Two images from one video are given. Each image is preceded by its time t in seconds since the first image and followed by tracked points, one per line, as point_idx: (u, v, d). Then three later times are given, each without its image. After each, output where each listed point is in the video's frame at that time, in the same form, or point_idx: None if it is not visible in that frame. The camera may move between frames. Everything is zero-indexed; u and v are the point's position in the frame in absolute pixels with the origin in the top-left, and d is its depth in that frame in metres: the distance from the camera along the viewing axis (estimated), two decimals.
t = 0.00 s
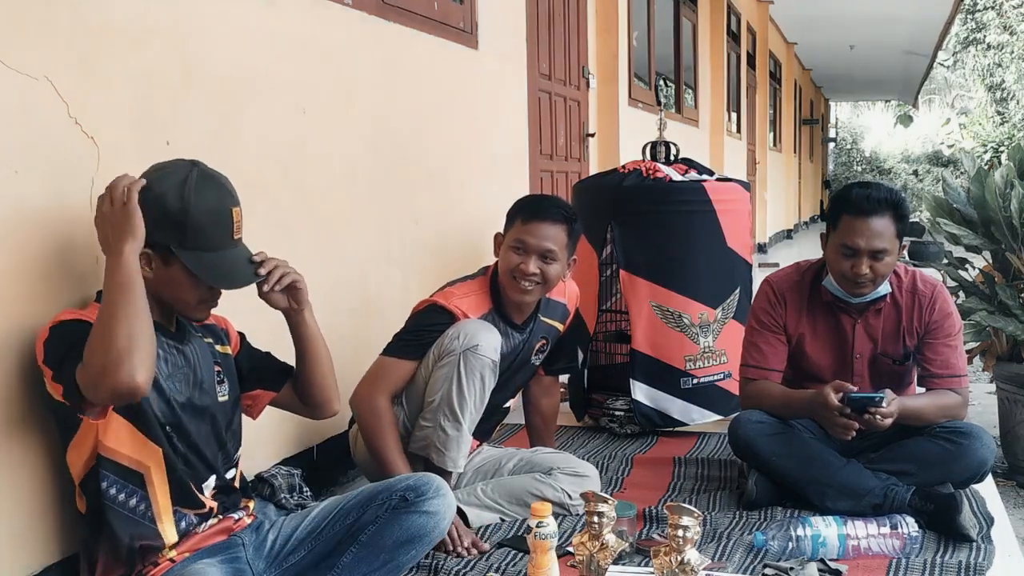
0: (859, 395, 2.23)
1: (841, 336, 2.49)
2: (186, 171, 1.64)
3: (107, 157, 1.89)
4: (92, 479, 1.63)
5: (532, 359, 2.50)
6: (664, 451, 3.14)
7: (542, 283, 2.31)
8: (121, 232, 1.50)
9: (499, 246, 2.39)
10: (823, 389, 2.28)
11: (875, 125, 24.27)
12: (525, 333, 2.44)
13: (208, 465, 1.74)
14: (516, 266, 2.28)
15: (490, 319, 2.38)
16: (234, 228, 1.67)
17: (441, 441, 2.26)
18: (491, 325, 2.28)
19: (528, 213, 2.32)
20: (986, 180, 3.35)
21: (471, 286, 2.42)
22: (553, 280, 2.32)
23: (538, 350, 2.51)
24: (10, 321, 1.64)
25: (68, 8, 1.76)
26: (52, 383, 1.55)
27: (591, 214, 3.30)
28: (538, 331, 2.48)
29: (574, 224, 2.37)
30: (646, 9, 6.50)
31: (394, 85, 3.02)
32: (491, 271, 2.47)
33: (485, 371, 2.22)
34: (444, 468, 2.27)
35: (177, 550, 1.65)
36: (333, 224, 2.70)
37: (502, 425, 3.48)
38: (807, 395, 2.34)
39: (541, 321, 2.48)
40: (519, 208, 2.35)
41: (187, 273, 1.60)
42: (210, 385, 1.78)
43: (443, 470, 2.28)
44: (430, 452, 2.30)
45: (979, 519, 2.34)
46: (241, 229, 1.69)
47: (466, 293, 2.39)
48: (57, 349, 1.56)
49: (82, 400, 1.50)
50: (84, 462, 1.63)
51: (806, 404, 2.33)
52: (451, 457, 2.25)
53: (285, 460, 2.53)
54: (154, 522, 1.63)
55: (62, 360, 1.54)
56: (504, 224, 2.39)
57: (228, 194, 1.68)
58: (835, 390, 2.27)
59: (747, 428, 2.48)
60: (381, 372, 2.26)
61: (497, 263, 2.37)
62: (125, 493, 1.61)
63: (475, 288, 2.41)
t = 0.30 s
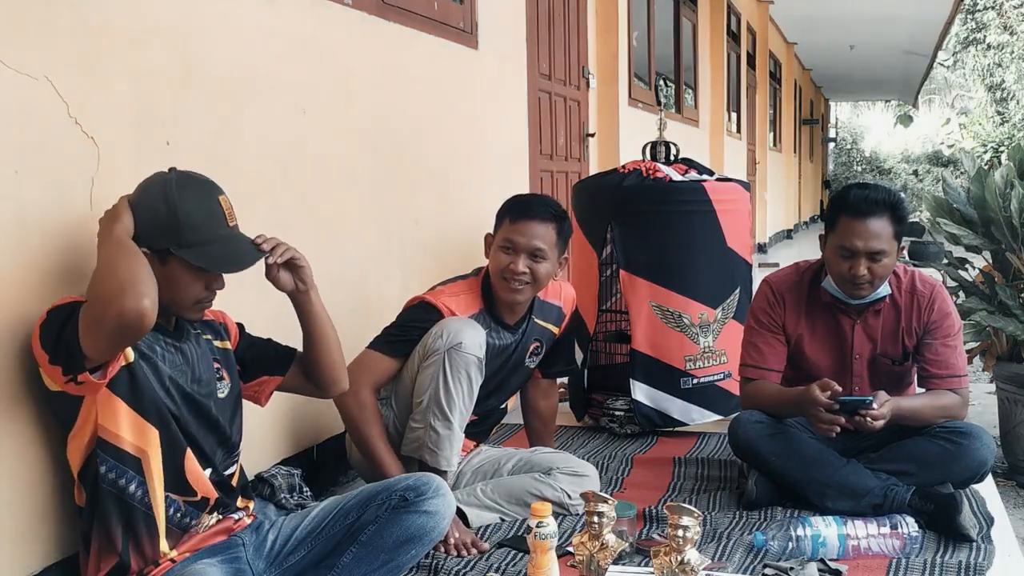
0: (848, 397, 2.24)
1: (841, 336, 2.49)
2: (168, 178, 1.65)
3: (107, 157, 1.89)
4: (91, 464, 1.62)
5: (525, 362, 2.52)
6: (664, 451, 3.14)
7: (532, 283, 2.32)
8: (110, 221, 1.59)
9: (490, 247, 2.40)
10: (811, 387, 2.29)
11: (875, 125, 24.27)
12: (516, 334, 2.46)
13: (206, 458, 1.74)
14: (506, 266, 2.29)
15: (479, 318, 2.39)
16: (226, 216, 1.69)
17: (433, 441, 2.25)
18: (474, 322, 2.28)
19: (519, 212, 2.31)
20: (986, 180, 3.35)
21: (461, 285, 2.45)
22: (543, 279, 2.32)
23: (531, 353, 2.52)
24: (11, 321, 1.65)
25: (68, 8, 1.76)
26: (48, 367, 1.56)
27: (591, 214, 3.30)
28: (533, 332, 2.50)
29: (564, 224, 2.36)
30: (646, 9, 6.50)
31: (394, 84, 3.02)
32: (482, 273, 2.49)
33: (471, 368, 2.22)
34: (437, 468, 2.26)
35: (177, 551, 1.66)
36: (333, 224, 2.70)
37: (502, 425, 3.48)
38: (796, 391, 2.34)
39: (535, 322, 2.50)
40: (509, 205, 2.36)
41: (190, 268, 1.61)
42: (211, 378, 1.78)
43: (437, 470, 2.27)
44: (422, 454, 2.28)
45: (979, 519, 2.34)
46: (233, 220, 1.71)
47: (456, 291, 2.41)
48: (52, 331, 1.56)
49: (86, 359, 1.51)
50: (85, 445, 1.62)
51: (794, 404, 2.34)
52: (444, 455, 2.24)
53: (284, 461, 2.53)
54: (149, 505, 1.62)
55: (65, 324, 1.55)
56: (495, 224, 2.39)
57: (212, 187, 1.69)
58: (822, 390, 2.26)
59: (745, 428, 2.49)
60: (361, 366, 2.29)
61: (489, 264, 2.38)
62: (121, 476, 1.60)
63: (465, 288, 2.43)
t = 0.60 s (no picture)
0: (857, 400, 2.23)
1: (840, 337, 2.48)
2: (157, 177, 1.67)
3: (108, 157, 1.89)
4: (91, 466, 1.61)
5: (524, 361, 2.51)
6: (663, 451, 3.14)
7: (528, 283, 2.31)
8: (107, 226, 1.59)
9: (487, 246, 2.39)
10: (817, 389, 2.28)
11: (875, 125, 24.26)
12: (514, 333, 2.45)
13: (207, 460, 1.74)
14: (503, 265, 2.28)
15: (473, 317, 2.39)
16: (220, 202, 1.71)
17: (431, 441, 2.25)
18: (469, 321, 2.28)
19: (517, 212, 2.31)
20: (986, 180, 3.36)
21: (456, 286, 2.44)
22: (539, 278, 2.32)
23: (530, 353, 2.52)
24: (11, 321, 1.65)
25: (68, 8, 1.76)
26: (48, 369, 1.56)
27: (591, 214, 3.30)
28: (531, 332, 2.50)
29: (562, 222, 2.36)
30: (645, 9, 6.51)
31: (394, 84, 3.02)
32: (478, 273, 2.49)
33: (466, 367, 2.21)
34: (435, 467, 2.26)
35: (177, 551, 1.66)
36: (333, 224, 2.70)
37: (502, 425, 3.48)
38: (798, 391, 2.34)
39: (533, 324, 2.50)
40: (506, 205, 2.36)
41: (193, 256, 1.63)
42: (210, 379, 1.79)
43: (435, 469, 2.26)
44: (420, 454, 2.28)
45: (979, 519, 2.34)
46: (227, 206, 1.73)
47: (449, 292, 2.41)
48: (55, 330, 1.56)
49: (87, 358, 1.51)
50: (85, 447, 1.61)
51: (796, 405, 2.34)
52: (441, 454, 2.24)
53: (285, 460, 2.53)
54: (146, 509, 1.63)
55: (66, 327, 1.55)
56: (493, 224, 2.38)
57: (200, 177, 1.71)
58: (828, 392, 2.26)
59: (746, 428, 2.49)
60: (362, 372, 2.30)
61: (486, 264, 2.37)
62: (120, 479, 1.60)
63: (460, 288, 2.43)
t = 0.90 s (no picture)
0: (864, 399, 2.23)
1: (841, 337, 2.48)
2: (140, 169, 1.69)
3: (108, 157, 1.89)
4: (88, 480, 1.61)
5: (522, 361, 2.51)
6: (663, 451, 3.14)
7: (524, 282, 2.31)
8: (103, 251, 1.56)
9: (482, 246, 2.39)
10: (828, 392, 2.28)
11: (875, 125, 24.26)
12: (511, 332, 2.45)
13: (207, 466, 1.75)
14: (498, 264, 2.29)
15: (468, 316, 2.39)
16: (195, 180, 1.70)
17: (430, 440, 2.25)
18: (467, 321, 2.28)
19: (512, 211, 2.31)
20: (986, 180, 3.35)
21: (451, 286, 2.44)
22: (536, 278, 2.32)
23: (527, 353, 2.51)
24: (10, 322, 1.65)
25: (68, 9, 1.76)
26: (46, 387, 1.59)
27: (591, 214, 3.30)
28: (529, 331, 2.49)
29: (558, 221, 2.37)
30: (646, 9, 6.51)
31: (394, 84, 3.02)
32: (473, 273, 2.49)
33: (465, 366, 2.21)
34: (434, 467, 2.26)
35: (177, 550, 1.65)
36: (333, 224, 2.70)
37: (502, 425, 3.48)
38: (805, 396, 2.34)
39: (531, 324, 2.50)
40: (501, 204, 2.36)
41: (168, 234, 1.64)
42: (211, 381, 1.80)
43: (435, 469, 2.27)
44: (420, 455, 2.27)
45: (979, 519, 2.34)
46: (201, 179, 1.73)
47: (445, 292, 2.41)
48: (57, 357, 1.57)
49: (77, 412, 1.53)
50: (82, 464, 1.61)
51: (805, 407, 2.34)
52: (441, 454, 2.25)
53: (285, 461, 2.53)
54: (150, 524, 1.64)
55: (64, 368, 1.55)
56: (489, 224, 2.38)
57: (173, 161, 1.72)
58: (840, 396, 2.26)
59: (747, 428, 2.48)
60: (362, 375, 2.31)
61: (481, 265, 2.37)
62: (121, 497, 1.61)
63: (455, 288, 2.43)
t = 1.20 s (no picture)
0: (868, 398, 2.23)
1: (841, 337, 2.48)
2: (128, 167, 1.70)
3: (108, 157, 1.89)
4: (90, 483, 1.61)
5: (514, 360, 2.52)
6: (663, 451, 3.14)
7: (512, 281, 2.31)
8: (136, 250, 1.56)
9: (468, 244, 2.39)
10: (828, 391, 2.28)
11: (875, 125, 24.26)
12: (500, 330, 2.45)
13: (206, 467, 1.75)
14: (485, 264, 2.29)
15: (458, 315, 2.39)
16: (181, 175, 1.69)
17: (427, 440, 2.24)
18: (459, 320, 2.28)
19: (499, 211, 2.31)
20: (986, 180, 3.35)
21: (439, 286, 2.44)
22: (524, 276, 2.32)
23: (518, 350, 2.52)
24: (11, 322, 1.65)
25: (67, 9, 1.76)
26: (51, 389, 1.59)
27: (591, 214, 3.30)
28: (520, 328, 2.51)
29: (545, 219, 2.37)
30: (645, 9, 6.50)
31: (394, 84, 3.02)
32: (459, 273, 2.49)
33: (459, 365, 2.21)
34: (433, 467, 2.25)
35: (177, 550, 1.65)
36: (333, 224, 2.70)
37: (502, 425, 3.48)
38: (805, 395, 2.35)
39: (520, 322, 2.51)
40: (487, 203, 2.36)
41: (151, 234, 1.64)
42: (211, 381, 1.80)
43: (433, 469, 2.25)
44: (418, 456, 2.27)
45: (979, 519, 2.34)
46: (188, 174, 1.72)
47: (433, 293, 2.41)
48: (61, 360, 1.58)
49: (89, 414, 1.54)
50: (83, 467, 1.61)
51: (805, 407, 2.34)
52: (439, 454, 2.23)
53: (285, 461, 2.53)
54: (152, 530, 1.63)
55: (70, 370, 1.56)
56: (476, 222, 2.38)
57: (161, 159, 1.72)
58: (839, 395, 2.27)
59: (747, 428, 2.48)
60: (361, 381, 2.33)
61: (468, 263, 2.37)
62: (122, 502, 1.61)
63: (443, 288, 2.43)
